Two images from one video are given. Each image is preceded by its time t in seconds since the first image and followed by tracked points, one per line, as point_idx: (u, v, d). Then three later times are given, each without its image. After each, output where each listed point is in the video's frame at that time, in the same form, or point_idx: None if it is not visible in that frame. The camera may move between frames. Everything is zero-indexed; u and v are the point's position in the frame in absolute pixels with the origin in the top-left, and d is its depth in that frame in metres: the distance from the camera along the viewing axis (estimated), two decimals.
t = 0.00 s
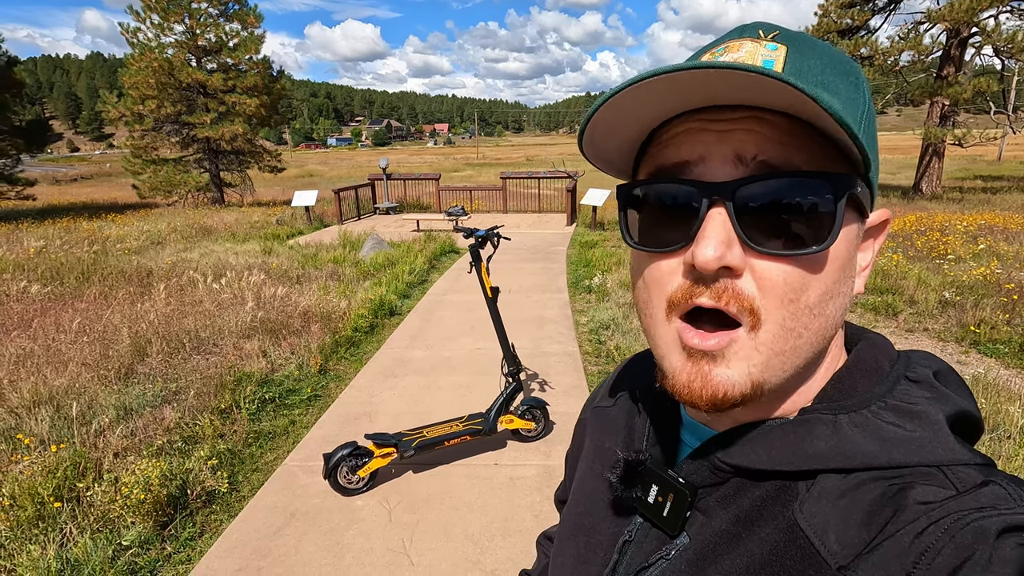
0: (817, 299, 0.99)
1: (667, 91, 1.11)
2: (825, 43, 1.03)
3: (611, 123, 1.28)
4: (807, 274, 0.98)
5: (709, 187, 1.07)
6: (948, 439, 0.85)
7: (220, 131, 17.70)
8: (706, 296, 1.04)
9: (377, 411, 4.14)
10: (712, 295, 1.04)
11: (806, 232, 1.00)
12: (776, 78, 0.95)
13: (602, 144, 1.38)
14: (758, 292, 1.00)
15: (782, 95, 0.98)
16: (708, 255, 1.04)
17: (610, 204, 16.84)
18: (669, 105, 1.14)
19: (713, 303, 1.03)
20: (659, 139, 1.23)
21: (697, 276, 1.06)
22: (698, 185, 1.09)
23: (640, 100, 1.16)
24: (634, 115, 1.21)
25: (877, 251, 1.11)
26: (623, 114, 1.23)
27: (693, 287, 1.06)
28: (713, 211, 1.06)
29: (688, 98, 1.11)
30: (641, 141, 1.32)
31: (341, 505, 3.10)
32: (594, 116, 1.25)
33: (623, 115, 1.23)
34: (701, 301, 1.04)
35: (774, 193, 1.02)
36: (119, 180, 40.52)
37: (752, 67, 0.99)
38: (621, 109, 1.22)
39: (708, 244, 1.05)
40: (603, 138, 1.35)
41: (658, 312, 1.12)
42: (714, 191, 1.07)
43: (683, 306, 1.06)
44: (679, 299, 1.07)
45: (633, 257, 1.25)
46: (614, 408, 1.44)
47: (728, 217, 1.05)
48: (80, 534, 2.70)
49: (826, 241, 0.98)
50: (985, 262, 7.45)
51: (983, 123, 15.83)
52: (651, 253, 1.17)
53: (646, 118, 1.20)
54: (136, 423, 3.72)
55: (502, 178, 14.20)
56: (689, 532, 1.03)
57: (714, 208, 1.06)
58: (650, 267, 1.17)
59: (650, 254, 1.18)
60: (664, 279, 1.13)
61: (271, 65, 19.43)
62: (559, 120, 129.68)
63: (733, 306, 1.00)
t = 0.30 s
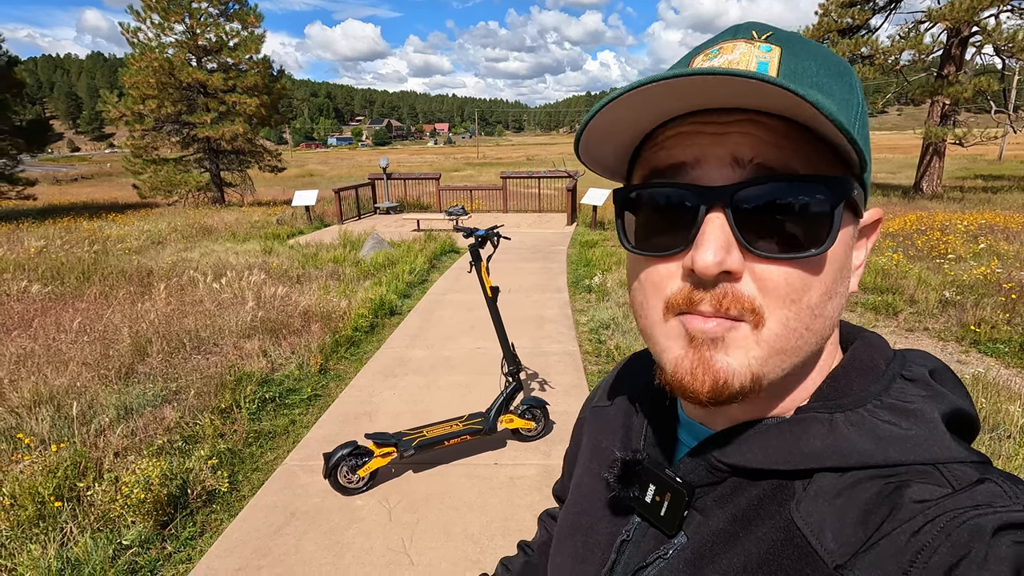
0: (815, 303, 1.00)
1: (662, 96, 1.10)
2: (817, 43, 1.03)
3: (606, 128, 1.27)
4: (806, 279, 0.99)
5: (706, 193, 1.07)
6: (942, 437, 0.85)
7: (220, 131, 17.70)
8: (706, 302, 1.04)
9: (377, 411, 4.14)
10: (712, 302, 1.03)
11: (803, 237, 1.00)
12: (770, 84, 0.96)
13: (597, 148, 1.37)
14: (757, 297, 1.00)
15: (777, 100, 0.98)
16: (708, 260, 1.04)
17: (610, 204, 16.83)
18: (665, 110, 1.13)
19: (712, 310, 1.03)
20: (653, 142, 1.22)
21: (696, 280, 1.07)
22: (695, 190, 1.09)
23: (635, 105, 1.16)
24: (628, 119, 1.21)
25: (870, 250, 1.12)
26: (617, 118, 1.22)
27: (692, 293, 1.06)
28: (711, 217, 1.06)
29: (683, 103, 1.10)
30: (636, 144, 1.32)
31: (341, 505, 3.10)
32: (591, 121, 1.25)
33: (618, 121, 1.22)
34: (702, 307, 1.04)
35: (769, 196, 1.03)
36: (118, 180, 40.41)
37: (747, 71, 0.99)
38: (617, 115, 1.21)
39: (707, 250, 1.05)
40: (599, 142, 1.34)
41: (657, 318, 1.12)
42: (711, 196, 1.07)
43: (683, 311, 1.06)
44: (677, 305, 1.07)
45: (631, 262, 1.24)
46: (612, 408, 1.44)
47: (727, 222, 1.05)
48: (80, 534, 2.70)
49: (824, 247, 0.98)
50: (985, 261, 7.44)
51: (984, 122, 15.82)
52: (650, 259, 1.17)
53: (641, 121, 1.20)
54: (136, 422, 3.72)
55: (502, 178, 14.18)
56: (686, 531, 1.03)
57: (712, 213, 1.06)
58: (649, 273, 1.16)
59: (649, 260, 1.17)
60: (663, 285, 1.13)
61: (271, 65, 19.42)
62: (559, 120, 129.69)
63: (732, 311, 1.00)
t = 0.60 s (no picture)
0: (817, 300, 1.00)
1: (665, 93, 1.10)
2: (822, 40, 1.03)
3: (609, 124, 1.27)
4: (808, 277, 0.99)
5: (708, 189, 1.07)
6: (939, 432, 0.85)
7: (220, 130, 17.70)
8: (707, 299, 1.05)
9: (378, 410, 4.14)
10: (712, 298, 1.04)
11: (803, 233, 1.00)
12: (774, 80, 0.95)
13: (600, 144, 1.37)
14: (758, 294, 1.00)
15: (782, 96, 0.98)
16: (708, 258, 1.04)
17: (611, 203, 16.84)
18: (668, 106, 1.13)
19: (713, 306, 1.04)
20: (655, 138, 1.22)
21: (696, 277, 1.07)
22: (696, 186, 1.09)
23: (638, 101, 1.16)
24: (632, 115, 1.20)
25: (870, 247, 1.13)
26: (622, 115, 1.22)
27: (693, 289, 1.06)
28: (712, 214, 1.06)
29: (687, 99, 1.10)
30: (638, 140, 1.31)
31: (341, 504, 3.11)
32: (595, 117, 1.24)
33: (621, 116, 1.22)
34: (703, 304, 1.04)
35: (770, 194, 1.03)
36: (118, 180, 40.35)
37: (752, 68, 0.98)
38: (620, 111, 1.21)
39: (708, 248, 1.05)
40: (602, 137, 1.34)
41: (658, 314, 1.12)
42: (713, 193, 1.07)
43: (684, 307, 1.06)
44: (679, 301, 1.08)
45: (631, 258, 1.25)
46: (611, 404, 1.44)
47: (728, 219, 1.05)
48: (81, 532, 2.70)
49: (824, 244, 0.99)
50: (986, 260, 7.43)
51: (984, 121, 15.81)
52: (650, 255, 1.17)
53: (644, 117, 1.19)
54: (137, 421, 3.72)
55: (503, 177, 14.17)
56: (684, 527, 1.03)
57: (713, 210, 1.06)
58: (649, 270, 1.16)
59: (649, 257, 1.18)
60: (663, 281, 1.14)
61: (271, 65, 19.42)
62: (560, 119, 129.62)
63: (734, 306, 1.01)
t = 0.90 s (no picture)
0: (815, 303, 0.99)
1: (661, 96, 1.10)
2: (819, 43, 1.03)
3: (606, 127, 1.27)
4: (806, 278, 0.98)
5: (705, 191, 1.07)
6: (940, 439, 0.85)
7: (220, 130, 17.69)
8: (702, 301, 1.05)
9: (378, 410, 4.14)
10: (708, 300, 1.04)
11: (801, 235, 1.00)
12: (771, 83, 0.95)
13: (597, 148, 1.37)
14: (756, 296, 1.00)
15: (778, 99, 0.98)
16: (704, 261, 1.04)
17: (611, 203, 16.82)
18: (664, 110, 1.13)
19: (709, 308, 1.04)
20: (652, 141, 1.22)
21: (693, 279, 1.07)
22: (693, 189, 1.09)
23: (633, 105, 1.16)
24: (628, 118, 1.20)
25: (870, 251, 1.12)
26: (619, 118, 1.22)
27: (688, 291, 1.07)
28: (708, 217, 1.07)
29: (682, 102, 1.10)
30: (636, 143, 1.31)
31: (341, 504, 3.11)
32: (591, 120, 1.24)
33: (617, 119, 1.22)
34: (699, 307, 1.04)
35: (767, 197, 1.03)
36: (118, 179, 40.29)
37: (748, 71, 0.98)
38: (616, 114, 1.21)
39: (704, 250, 1.05)
40: (598, 141, 1.34)
41: (653, 317, 1.12)
42: (709, 196, 1.07)
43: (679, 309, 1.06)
44: (674, 304, 1.08)
45: (628, 260, 1.25)
46: (610, 408, 1.44)
47: (724, 222, 1.05)
48: (80, 533, 2.70)
49: (821, 246, 0.98)
50: (986, 260, 7.42)
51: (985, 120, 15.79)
52: (646, 258, 1.17)
53: (641, 121, 1.19)
54: (137, 421, 3.72)
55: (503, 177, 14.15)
56: (684, 532, 1.03)
57: (709, 214, 1.06)
58: (645, 272, 1.16)
59: (645, 260, 1.18)
60: (658, 283, 1.14)
61: (271, 64, 19.41)
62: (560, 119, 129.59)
63: (731, 307, 1.01)
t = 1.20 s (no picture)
0: (813, 296, 0.99)
1: (655, 90, 1.10)
2: (813, 42, 1.03)
3: (601, 123, 1.27)
4: (801, 271, 0.98)
5: (701, 185, 1.07)
6: (938, 437, 0.84)
7: (220, 129, 17.68)
8: (699, 295, 1.04)
9: (378, 410, 4.14)
10: (705, 293, 1.04)
11: (798, 229, 1.00)
12: (766, 78, 0.95)
13: (593, 144, 1.37)
14: (754, 289, 0.99)
15: (773, 93, 0.97)
16: (700, 253, 1.04)
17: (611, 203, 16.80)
18: (659, 105, 1.13)
19: (706, 303, 1.04)
20: (648, 137, 1.22)
21: (689, 273, 1.06)
22: (690, 182, 1.08)
23: (629, 100, 1.16)
24: (624, 113, 1.20)
25: (868, 248, 1.12)
26: (615, 113, 1.21)
27: (685, 285, 1.06)
28: (703, 210, 1.06)
29: (678, 97, 1.10)
30: (631, 140, 1.31)
31: (341, 504, 3.10)
32: (586, 114, 1.24)
33: (613, 114, 1.21)
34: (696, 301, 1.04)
35: (764, 192, 1.02)
36: (118, 179, 40.28)
37: (742, 66, 0.98)
38: (612, 110, 1.21)
39: (699, 243, 1.05)
40: (594, 138, 1.34)
41: (651, 311, 1.12)
42: (707, 190, 1.06)
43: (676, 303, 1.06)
44: (671, 298, 1.07)
45: (625, 257, 1.24)
46: (610, 407, 1.44)
47: (720, 216, 1.05)
48: (81, 532, 2.69)
49: (817, 239, 0.98)
50: (986, 260, 7.41)
51: (985, 120, 15.77)
52: (643, 253, 1.17)
53: (636, 116, 1.19)
54: (137, 421, 3.72)
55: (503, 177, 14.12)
56: (684, 532, 1.02)
57: (705, 207, 1.06)
58: (642, 268, 1.16)
59: (642, 255, 1.17)
60: (655, 278, 1.13)
61: (271, 64, 19.39)
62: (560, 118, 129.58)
63: (728, 301, 1.00)
